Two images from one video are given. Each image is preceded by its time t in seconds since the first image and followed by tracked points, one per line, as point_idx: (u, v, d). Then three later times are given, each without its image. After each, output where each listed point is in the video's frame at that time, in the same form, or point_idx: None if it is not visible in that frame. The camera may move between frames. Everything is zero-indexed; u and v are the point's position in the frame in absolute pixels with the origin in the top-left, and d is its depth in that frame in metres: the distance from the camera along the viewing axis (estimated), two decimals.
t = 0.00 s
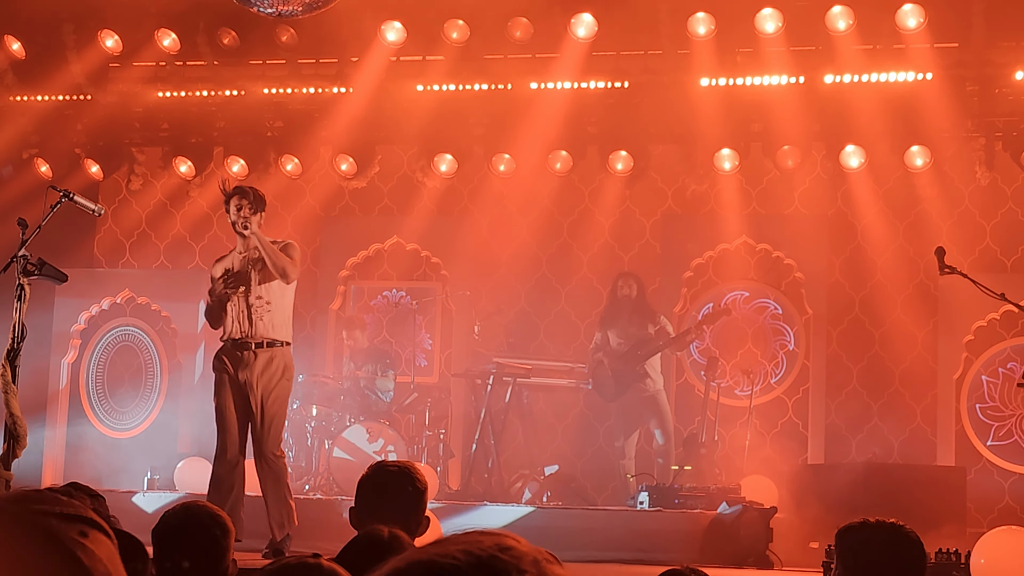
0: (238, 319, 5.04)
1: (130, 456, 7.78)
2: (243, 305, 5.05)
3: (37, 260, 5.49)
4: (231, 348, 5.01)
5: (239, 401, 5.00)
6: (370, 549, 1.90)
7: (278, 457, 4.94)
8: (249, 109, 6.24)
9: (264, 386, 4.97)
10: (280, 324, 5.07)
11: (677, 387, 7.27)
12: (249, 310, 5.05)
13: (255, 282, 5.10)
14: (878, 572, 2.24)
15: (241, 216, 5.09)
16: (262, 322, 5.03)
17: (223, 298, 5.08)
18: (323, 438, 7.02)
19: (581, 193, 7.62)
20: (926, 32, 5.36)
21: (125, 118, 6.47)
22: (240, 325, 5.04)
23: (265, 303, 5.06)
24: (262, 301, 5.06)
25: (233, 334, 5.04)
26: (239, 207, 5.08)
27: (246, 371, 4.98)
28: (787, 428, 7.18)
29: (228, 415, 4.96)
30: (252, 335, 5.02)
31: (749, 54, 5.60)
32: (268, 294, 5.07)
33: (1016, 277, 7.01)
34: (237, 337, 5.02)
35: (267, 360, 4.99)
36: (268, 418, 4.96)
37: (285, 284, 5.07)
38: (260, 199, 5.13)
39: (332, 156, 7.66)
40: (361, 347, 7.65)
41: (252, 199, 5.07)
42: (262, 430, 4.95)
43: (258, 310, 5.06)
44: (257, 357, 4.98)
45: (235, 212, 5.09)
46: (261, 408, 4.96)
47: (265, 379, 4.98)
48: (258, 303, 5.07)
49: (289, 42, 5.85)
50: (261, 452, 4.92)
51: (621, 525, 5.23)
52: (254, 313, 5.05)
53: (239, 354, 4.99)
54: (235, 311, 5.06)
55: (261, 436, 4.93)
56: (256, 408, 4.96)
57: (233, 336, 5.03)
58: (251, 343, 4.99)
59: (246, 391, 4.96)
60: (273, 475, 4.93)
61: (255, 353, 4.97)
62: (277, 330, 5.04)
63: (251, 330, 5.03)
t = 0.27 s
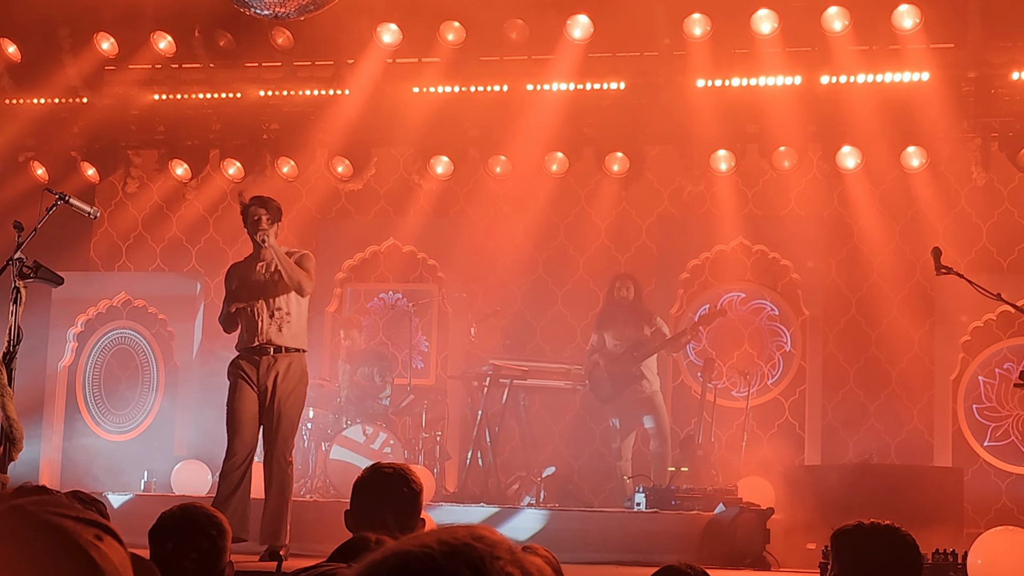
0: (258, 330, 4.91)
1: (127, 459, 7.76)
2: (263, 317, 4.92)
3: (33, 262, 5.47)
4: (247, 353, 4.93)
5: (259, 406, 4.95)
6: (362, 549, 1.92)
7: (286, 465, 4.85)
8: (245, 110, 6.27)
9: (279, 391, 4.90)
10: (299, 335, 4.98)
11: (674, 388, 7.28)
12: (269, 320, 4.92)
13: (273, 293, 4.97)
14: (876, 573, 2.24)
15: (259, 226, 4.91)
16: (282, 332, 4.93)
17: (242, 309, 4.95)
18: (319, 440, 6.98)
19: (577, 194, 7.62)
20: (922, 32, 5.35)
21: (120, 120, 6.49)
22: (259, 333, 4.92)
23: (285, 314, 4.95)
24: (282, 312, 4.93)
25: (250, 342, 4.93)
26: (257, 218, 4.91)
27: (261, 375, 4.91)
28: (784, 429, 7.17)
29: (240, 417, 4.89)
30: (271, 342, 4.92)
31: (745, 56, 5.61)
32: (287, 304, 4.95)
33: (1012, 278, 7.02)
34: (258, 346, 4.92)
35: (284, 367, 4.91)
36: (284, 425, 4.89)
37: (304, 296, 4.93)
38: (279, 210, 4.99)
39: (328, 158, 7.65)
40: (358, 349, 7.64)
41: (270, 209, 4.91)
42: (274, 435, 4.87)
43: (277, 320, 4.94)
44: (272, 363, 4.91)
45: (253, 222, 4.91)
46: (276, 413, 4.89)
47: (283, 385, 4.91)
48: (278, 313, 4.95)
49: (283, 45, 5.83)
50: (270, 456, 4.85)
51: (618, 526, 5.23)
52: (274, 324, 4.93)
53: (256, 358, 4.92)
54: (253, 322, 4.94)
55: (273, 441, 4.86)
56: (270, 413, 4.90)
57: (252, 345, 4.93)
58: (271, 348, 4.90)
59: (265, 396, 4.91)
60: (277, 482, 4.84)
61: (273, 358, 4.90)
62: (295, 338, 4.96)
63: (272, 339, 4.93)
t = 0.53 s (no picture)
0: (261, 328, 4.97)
1: (124, 458, 7.73)
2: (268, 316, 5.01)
3: (30, 262, 5.45)
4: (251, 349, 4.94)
5: (263, 402, 4.93)
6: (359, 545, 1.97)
7: (291, 461, 4.81)
8: (243, 112, 6.25)
9: (284, 387, 4.89)
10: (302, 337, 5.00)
11: (672, 386, 7.27)
12: (273, 320, 4.99)
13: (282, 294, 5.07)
14: (878, 570, 2.23)
15: (270, 229, 5.01)
16: (287, 332, 4.97)
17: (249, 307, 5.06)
18: (317, 439, 7.03)
19: (575, 193, 7.62)
20: (919, 30, 5.35)
21: (116, 120, 6.45)
22: (263, 331, 4.97)
23: (290, 316, 5.01)
24: (286, 314, 5.00)
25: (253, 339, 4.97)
26: (269, 220, 5.01)
27: (265, 371, 4.92)
28: (782, 427, 7.18)
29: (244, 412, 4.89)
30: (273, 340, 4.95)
31: (743, 54, 5.60)
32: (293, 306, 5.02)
33: (1010, 275, 7.02)
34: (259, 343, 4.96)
35: (288, 364, 4.91)
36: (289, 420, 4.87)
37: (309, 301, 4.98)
38: (291, 212, 5.07)
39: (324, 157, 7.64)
40: (356, 348, 7.63)
41: (282, 212, 5.00)
42: (278, 431, 4.86)
43: (282, 320, 5.01)
44: (274, 360, 4.91)
45: (265, 223, 5.03)
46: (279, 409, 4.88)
47: (287, 381, 4.90)
48: (283, 314, 5.02)
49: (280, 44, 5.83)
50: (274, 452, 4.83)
51: (616, 525, 5.23)
52: (279, 324, 4.98)
53: (259, 354, 4.93)
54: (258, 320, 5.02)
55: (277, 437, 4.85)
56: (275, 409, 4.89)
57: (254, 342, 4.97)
58: (273, 346, 4.93)
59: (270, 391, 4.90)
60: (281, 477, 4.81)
61: (275, 356, 4.91)
62: (298, 339, 4.97)
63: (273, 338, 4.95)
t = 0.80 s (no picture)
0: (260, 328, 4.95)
1: (124, 458, 7.74)
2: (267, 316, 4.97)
3: (29, 262, 5.44)
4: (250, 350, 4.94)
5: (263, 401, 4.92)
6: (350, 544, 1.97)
7: (290, 460, 4.80)
8: (245, 113, 6.26)
9: (283, 387, 4.88)
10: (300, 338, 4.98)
11: (673, 385, 7.26)
12: (272, 320, 4.97)
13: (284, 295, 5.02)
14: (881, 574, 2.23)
15: (276, 228, 5.00)
16: (285, 333, 4.95)
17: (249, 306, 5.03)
18: (317, 439, 7.00)
19: (575, 192, 7.62)
20: (918, 28, 5.37)
21: (118, 118, 6.37)
22: (262, 331, 4.95)
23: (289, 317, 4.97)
24: (286, 315, 4.96)
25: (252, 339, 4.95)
26: (275, 219, 4.99)
27: (264, 373, 4.90)
28: (783, 426, 7.17)
29: (243, 414, 4.88)
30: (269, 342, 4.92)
31: (743, 52, 5.62)
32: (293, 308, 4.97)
33: (1010, 274, 7.02)
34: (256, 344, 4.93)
35: (286, 364, 4.90)
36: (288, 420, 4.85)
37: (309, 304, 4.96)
38: (297, 215, 5.04)
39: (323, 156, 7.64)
40: (356, 348, 7.62)
41: (288, 213, 4.97)
42: (277, 431, 4.84)
43: (281, 321, 4.98)
44: (272, 361, 4.90)
45: (272, 222, 5.00)
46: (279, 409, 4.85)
47: (285, 381, 4.88)
48: (282, 315, 4.99)
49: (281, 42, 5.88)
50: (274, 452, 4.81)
51: (616, 523, 5.24)
52: (278, 324, 4.96)
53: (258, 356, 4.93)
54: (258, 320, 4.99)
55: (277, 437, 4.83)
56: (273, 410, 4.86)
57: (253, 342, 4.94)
58: (271, 346, 4.91)
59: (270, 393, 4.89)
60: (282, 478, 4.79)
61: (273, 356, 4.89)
62: (297, 340, 4.97)
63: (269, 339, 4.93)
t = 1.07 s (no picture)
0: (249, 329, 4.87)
1: (125, 456, 7.74)
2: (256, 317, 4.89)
3: (31, 260, 5.45)
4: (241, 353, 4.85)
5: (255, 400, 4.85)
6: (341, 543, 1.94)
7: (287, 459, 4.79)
8: (248, 108, 6.28)
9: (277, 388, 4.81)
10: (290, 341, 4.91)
11: (674, 383, 7.28)
12: (260, 321, 4.89)
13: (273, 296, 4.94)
14: (884, 566, 2.24)
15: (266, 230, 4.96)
16: (273, 334, 4.87)
17: (237, 308, 4.95)
18: (318, 437, 6.98)
19: (576, 190, 7.62)
20: (920, 26, 5.33)
21: (120, 116, 6.43)
22: (250, 333, 4.87)
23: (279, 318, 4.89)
24: (275, 316, 4.89)
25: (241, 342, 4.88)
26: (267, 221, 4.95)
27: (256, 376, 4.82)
28: (783, 424, 7.18)
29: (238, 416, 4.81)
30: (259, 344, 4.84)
31: (744, 50, 5.60)
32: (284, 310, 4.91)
33: (1012, 272, 7.01)
34: (246, 345, 4.86)
35: (276, 364, 4.83)
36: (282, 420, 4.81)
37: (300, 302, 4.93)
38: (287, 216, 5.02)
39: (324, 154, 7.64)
40: (358, 346, 7.64)
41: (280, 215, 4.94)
42: (272, 432, 4.79)
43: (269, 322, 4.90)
44: (262, 364, 4.83)
45: (263, 224, 4.96)
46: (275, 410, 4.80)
47: (277, 381, 4.82)
48: (270, 316, 4.91)
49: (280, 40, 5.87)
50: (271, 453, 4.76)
51: (618, 521, 5.22)
52: (266, 325, 4.89)
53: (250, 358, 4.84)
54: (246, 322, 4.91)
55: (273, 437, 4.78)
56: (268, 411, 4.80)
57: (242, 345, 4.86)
58: (259, 347, 4.83)
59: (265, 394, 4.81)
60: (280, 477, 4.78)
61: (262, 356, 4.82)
62: (285, 341, 4.88)
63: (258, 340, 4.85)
